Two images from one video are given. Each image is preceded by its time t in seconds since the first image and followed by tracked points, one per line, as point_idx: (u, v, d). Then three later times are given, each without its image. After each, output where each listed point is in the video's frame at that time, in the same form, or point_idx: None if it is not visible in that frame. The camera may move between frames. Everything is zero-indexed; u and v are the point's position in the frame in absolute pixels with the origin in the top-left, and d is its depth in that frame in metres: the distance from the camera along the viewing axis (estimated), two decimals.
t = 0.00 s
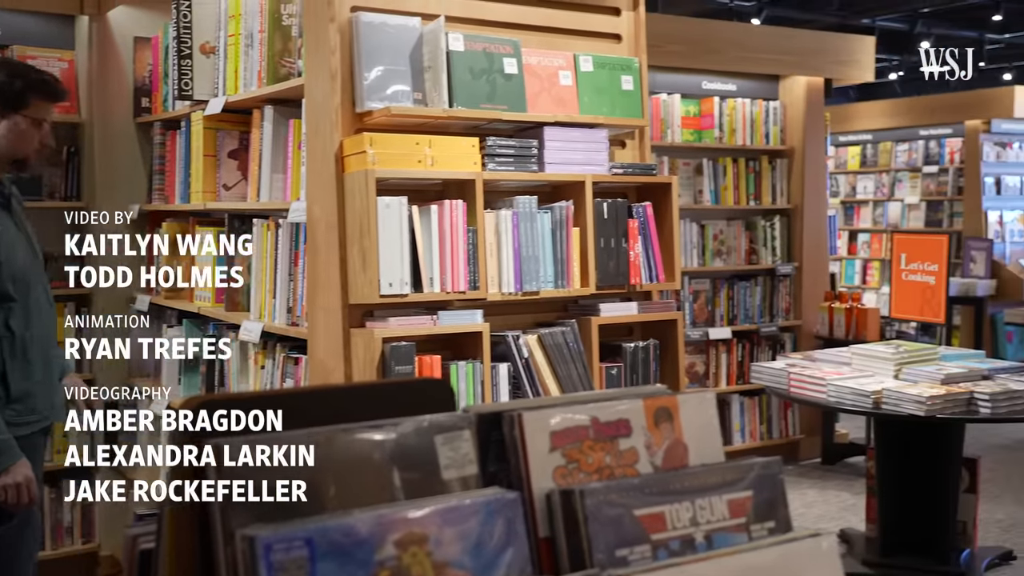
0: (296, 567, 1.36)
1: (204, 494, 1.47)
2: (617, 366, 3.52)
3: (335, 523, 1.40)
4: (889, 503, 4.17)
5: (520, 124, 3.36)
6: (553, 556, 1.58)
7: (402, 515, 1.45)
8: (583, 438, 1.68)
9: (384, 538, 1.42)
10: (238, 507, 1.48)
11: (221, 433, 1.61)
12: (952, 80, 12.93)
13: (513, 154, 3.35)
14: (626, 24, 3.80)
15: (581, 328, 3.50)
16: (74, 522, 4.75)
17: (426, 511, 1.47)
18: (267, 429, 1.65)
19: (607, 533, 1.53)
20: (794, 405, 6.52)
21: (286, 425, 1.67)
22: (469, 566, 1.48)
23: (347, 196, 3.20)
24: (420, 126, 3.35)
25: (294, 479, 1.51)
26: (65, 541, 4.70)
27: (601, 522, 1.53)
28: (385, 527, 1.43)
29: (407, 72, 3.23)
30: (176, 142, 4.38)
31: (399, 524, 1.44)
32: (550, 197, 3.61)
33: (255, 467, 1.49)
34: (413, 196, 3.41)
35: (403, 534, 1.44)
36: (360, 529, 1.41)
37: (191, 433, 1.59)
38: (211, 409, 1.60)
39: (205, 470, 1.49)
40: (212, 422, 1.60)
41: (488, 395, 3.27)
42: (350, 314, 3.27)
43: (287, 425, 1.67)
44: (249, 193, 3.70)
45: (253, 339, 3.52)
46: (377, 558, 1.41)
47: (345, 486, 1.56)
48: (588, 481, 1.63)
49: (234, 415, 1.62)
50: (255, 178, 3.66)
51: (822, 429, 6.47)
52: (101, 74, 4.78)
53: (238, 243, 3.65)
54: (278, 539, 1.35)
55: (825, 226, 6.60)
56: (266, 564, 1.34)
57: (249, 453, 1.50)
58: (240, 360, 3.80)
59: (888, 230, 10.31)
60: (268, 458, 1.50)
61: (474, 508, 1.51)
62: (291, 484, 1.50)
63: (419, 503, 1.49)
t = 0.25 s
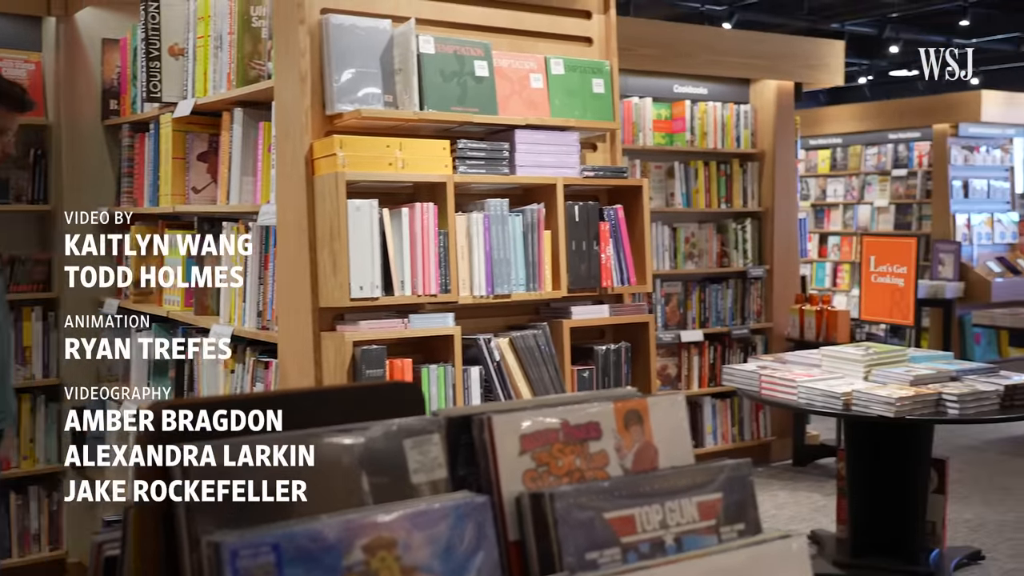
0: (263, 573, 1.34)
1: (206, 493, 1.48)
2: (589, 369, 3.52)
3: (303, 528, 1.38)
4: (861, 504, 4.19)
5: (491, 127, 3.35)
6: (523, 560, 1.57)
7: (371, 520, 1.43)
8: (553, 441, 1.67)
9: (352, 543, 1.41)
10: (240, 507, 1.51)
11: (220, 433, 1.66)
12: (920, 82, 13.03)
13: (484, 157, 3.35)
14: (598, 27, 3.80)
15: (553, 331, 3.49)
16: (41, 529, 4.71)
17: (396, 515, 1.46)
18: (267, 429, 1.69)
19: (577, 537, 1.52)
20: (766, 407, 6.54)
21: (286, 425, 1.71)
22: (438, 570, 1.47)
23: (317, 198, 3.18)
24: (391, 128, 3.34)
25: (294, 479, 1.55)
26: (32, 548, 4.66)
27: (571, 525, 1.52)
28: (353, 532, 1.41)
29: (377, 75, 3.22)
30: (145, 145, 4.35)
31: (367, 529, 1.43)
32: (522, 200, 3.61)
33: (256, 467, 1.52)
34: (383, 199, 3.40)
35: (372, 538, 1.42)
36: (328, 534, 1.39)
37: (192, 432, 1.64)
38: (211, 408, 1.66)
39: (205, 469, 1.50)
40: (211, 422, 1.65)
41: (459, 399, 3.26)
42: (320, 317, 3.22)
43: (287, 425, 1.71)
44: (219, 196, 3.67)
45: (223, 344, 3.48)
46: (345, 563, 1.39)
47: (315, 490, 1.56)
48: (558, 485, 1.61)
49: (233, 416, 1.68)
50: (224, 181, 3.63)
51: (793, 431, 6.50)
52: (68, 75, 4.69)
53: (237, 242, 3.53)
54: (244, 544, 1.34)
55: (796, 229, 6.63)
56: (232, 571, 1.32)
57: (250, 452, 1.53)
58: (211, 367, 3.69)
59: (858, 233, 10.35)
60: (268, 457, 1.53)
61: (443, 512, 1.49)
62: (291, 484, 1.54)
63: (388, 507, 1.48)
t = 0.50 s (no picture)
0: None
1: (206, 493, 1.48)
2: (560, 372, 3.52)
3: (270, 535, 1.36)
4: (832, 506, 4.21)
5: (463, 130, 3.35)
6: (493, 565, 1.55)
7: (340, 525, 1.42)
8: (523, 445, 1.66)
9: (320, 549, 1.39)
10: (239, 506, 1.50)
11: (220, 434, 1.66)
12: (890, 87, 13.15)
13: (455, 160, 3.35)
14: (569, 31, 3.81)
15: (524, 335, 3.49)
16: (6, 536, 4.67)
17: (364, 520, 1.45)
18: (267, 429, 1.70)
19: (547, 541, 1.50)
20: (737, 410, 6.57)
21: (286, 426, 1.73)
22: None
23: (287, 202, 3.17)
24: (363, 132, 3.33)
25: (294, 479, 1.55)
26: None
27: (541, 529, 1.51)
28: (321, 538, 1.40)
29: (348, 77, 3.20)
30: (113, 147, 4.31)
31: (336, 534, 1.41)
32: (493, 204, 3.61)
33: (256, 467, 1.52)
34: (354, 203, 3.40)
35: (340, 544, 1.41)
36: (295, 540, 1.38)
37: (192, 432, 1.64)
38: (210, 408, 1.66)
39: (206, 469, 1.49)
40: (212, 422, 1.66)
41: (431, 403, 3.25)
42: (290, 322, 3.20)
43: (286, 424, 1.73)
44: (188, 200, 3.64)
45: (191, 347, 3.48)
46: (313, 570, 1.38)
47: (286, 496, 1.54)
48: (528, 489, 1.60)
49: (233, 416, 1.68)
50: (193, 184, 3.61)
51: (764, 434, 6.54)
52: (34, 76, 4.62)
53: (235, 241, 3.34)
54: (210, 551, 1.32)
55: (766, 233, 6.67)
56: None
57: (250, 452, 1.52)
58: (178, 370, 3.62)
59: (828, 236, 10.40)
60: (268, 457, 1.53)
61: (412, 517, 1.49)
62: (291, 484, 1.54)
63: (357, 512, 1.47)
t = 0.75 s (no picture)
0: None
1: (206, 493, 1.48)
2: (533, 376, 3.52)
3: (241, 541, 1.35)
4: (803, 508, 4.24)
5: (435, 134, 3.34)
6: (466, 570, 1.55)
7: (311, 531, 1.41)
8: (496, 449, 1.65)
9: (292, 555, 1.38)
10: (238, 506, 1.51)
11: (220, 434, 1.68)
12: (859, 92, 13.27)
13: (428, 164, 3.34)
14: (541, 36, 3.82)
15: (497, 339, 3.49)
16: None
17: (337, 525, 1.44)
18: (267, 428, 1.71)
19: (520, 545, 1.50)
20: (709, 413, 6.60)
21: (285, 425, 1.73)
22: None
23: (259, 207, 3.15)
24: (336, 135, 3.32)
25: (294, 479, 1.55)
26: None
27: (515, 534, 1.50)
28: (293, 544, 1.39)
29: (320, 81, 3.19)
30: (81, 151, 4.26)
31: (307, 540, 1.40)
32: (466, 208, 3.61)
33: (255, 467, 1.53)
34: (326, 207, 3.39)
35: (312, 550, 1.40)
36: (267, 546, 1.37)
37: (192, 432, 1.66)
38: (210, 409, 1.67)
39: (205, 469, 1.50)
40: (212, 422, 1.67)
41: (404, 408, 3.24)
42: (262, 325, 3.22)
43: (287, 425, 1.74)
44: (158, 203, 3.62)
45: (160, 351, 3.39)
46: None
47: (258, 501, 1.53)
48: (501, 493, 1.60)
49: (233, 416, 1.69)
50: (163, 187, 3.59)
51: (736, 436, 6.57)
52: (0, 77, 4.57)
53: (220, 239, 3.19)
54: (180, 558, 1.31)
55: (737, 236, 6.71)
56: None
57: (250, 452, 1.53)
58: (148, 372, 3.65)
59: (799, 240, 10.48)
60: (268, 457, 1.54)
61: (384, 522, 1.48)
62: (291, 484, 1.55)
63: (329, 517, 1.46)
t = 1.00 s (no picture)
0: None
1: (206, 493, 1.49)
2: (506, 380, 3.52)
3: (209, 546, 1.34)
4: (775, 510, 4.26)
5: (407, 137, 3.34)
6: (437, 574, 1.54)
7: (281, 536, 1.40)
8: (467, 453, 1.65)
9: (261, 560, 1.37)
10: (239, 506, 1.52)
11: (220, 433, 1.68)
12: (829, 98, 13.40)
13: (399, 167, 3.33)
14: (513, 40, 3.82)
15: (469, 342, 3.48)
16: None
17: (307, 530, 1.43)
18: (267, 428, 1.72)
19: (492, 549, 1.49)
20: (681, 416, 6.62)
21: (285, 425, 1.75)
22: None
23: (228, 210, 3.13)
24: (306, 138, 3.31)
25: (294, 479, 1.57)
26: None
27: (486, 538, 1.50)
28: (262, 549, 1.38)
29: (290, 84, 3.18)
30: (49, 154, 4.22)
31: (277, 545, 1.39)
32: (437, 211, 3.61)
33: (256, 467, 1.53)
34: (297, 210, 3.38)
35: (282, 555, 1.39)
36: (236, 551, 1.36)
37: (191, 432, 1.66)
38: (211, 409, 1.67)
39: (205, 469, 1.50)
40: (212, 422, 1.67)
41: (375, 412, 3.22)
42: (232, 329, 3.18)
43: (285, 425, 1.75)
44: (127, 206, 3.59)
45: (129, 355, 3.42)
46: None
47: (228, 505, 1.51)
48: (471, 496, 1.60)
49: (233, 415, 1.69)
50: (132, 191, 3.55)
51: (708, 439, 6.60)
52: None
53: (189, 241, 3.21)
54: (148, 564, 1.29)
55: (709, 241, 6.74)
56: None
57: (250, 452, 1.54)
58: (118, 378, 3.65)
59: (769, 243, 10.56)
60: (268, 458, 1.56)
61: (354, 526, 1.47)
62: (291, 484, 1.57)
63: (300, 521, 1.45)
